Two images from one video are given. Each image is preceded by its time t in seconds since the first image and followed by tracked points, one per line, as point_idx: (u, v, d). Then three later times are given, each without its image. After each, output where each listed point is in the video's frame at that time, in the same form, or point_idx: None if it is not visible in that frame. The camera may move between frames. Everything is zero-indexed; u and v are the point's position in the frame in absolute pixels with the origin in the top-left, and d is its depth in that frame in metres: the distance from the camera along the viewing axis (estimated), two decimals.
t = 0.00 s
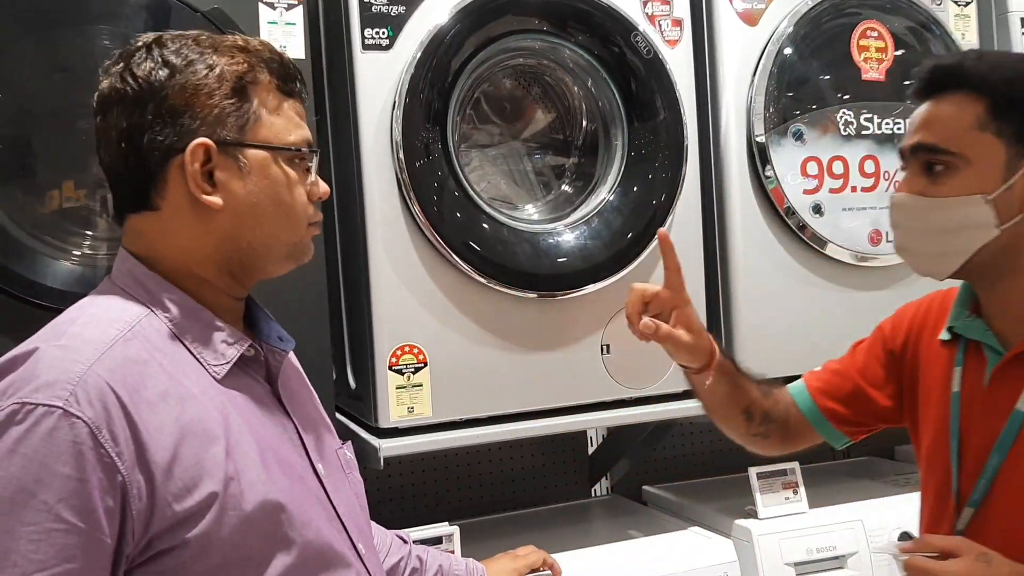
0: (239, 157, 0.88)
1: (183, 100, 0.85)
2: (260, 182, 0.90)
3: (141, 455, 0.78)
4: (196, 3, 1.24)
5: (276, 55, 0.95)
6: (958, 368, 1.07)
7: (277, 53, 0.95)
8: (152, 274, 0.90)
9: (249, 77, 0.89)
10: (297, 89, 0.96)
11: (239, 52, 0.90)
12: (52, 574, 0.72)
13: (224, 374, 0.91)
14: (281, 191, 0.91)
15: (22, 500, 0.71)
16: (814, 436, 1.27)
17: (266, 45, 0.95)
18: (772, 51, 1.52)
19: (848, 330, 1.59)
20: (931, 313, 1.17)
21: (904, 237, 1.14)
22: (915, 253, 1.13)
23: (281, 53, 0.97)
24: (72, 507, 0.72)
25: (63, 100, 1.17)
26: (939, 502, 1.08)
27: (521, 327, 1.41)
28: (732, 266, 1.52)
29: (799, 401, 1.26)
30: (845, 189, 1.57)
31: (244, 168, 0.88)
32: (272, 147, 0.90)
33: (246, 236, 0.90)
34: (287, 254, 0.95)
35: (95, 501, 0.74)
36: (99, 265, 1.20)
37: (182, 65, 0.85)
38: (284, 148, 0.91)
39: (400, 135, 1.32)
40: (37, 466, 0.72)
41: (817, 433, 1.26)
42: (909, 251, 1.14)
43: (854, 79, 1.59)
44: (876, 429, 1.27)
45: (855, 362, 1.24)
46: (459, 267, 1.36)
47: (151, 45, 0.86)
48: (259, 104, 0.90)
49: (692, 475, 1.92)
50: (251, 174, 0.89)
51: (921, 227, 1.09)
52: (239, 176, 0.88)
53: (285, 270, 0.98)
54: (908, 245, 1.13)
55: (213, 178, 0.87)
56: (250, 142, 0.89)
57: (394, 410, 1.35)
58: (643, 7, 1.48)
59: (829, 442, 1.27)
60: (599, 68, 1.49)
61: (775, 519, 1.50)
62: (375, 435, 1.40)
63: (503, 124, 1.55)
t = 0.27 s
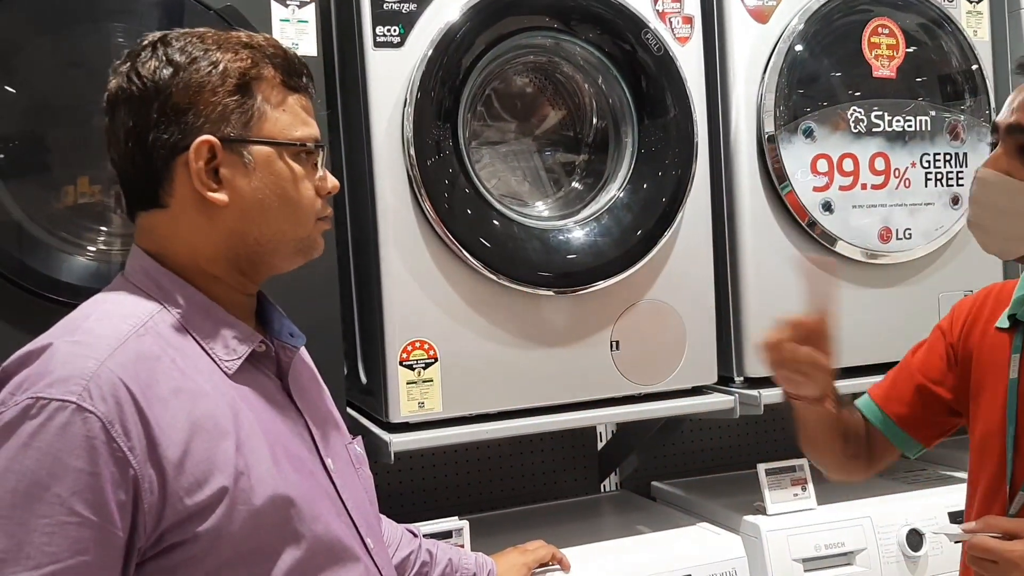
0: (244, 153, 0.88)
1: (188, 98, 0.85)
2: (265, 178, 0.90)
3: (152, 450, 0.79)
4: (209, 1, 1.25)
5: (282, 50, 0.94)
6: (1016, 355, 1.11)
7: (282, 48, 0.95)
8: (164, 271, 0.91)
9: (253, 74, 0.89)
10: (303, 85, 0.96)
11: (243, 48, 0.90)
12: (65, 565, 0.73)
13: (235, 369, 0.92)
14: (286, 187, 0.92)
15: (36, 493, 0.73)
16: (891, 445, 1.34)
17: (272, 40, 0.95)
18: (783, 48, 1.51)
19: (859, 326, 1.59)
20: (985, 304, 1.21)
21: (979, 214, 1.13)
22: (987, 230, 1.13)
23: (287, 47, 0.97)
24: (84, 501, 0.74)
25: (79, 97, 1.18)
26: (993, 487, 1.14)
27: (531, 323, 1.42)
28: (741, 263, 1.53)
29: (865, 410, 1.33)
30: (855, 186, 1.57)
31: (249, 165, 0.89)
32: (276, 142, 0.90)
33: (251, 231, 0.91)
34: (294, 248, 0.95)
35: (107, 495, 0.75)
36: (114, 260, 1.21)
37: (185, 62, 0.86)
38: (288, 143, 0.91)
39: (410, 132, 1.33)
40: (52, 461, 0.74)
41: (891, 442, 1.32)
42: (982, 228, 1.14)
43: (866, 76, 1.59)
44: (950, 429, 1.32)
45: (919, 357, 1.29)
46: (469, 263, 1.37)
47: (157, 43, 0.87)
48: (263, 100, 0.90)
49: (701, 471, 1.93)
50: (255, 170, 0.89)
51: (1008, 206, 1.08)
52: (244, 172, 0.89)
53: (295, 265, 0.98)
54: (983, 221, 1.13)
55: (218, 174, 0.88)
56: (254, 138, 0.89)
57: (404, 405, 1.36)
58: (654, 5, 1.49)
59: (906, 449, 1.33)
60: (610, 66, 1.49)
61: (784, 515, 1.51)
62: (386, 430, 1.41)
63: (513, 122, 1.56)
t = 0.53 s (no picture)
0: (248, 154, 0.89)
1: (193, 98, 0.86)
2: (269, 180, 0.90)
3: (157, 449, 0.79)
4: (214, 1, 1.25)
5: (288, 51, 0.95)
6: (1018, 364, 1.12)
7: (288, 49, 0.95)
8: (169, 271, 0.91)
9: (259, 75, 0.89)
10: (309, 86, 0.96)
11: (248, 48, 0.91)
12: (70, 564, 0.73)
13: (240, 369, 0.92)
14: (290, 189, 0.92)
15: (42, 493, 0.73)
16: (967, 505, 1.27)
17: (278, 41, 0.96)
18: (787, 49, 1.51)
19: (862, 327, 1.59)
20: (981, 321, 1.30)
21: (961, 237, 1.21)
22: (971, 249, 1.20)
23: (293, 48, 0.97)
24: (90, 500, 0.74)
25: (85, 97, 1.18)
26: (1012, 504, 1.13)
27: (535, 323, 1.42)
28: (745, 264, 1.53)
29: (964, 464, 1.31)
30: (859, 187, 1.57)
31: (254, 166, 0.89)
32: (280, 143, 0.90)
33: (255, 231, 0.91)
34: (298, 249, 0.95)
35: (112, 494, 0.75)
36: (119, 259, 1.22)
37: (191, 62, 0.86)
38: (292, 144, 0.92)
39: (414, 132, 1.33)
40: (57, 460, 0.74)
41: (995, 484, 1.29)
42: (966, 249, 1.21)
43: (870, 76, 1.59)
44: None
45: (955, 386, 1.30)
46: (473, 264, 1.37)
47: (163, 43, 0.88)
48: (268, 101, 0.90)
49: (703, 471, 1.93)
50: (259, 171, 0.89)
51: (983, 225, 1.16)
52: (248, 173, 0.89)
53: (299, 266, 0.99)
54: (965, 243, 1.20)
55: (222, 175, 0.88)
56: (259, 139, 0.89)
57: (408, 404, 1.36)
58: (658, 5, 1.49)
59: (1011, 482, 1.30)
60: (614, 67, 1.49)
61: (786, 515, 1.51)
62: (389, 429, 1.41)
63: (517, 122, 1.56)
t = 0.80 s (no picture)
0: (249, 157, 0.89)
1: (196, 100, 0.86)
2: (270, 183, 0.90)
3: (160, 450, 0.79)
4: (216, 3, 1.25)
5: (292, 54, 0.95)
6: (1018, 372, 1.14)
7: (291, 52, 0.95)
8: (171, 272, 0.91)
9: (262, 78, 0.90)
10: (313, 91, 0.96)
11: (252, 51, 0.91)
12: (74, 566, 0.74)
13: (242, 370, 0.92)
14: (291, 193, 0.92)
15: (45, 495, 0.73)
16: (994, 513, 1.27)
17: (283, 44, 0.96)
18: (790, 49, 1.51)
19: (866, 327, 1.58)
20: (983, 328, 1.31)
21: (958, 243, 1.24)
22: (969, 255, 1.24)
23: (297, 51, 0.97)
24: (93, 502, 0.74)
25: (88, 97, 1.19)
26: None
27: (537, 324, 1.42)
28: (747, 264, 1.53)
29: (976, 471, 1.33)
30: (862, 188, 1.57)
31: (254, 169, 0.89)
32: (281, 147, 0.91)
33: (254, 234, 0.91)
34: (297, 253, 0.95)
35: (115, 496, 0.75)
36: (122, 261, 1.22)
37: (195, 63, 0.86)
38: (294, 147, 0.92)
39: (417, 133, 1.33)
40: (61, 462, 0.74)
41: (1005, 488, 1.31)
42: (964, 255, 1.25)
43: (873, 76, 1.58)
44: None
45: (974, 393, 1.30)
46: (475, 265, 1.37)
47: (168, 43, 0.88)
48: (271, 104, 0.90)
49: (706, 472, 1.93)
50: (260, 174, 0.90)
51: (976, 227, 1.20)
52: (248, 176, 0.89)
53: (298, 270, 0.99)
54: (963, 249, 1.24)
55: (223, 176, 0.88)
56: (261, 142, 0.89)
57: (410, 405, 1.36)
58: (660, 6, 1.48)
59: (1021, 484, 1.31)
60: (617, 67, 1.49)
61: (790, 516, 1.51)
62: (392, 430, 1.41)
63: (519, 122, 1.56)
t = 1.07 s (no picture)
0: (244, 157, 0.88)
1: (188, 102, 0.85)
2: (266, 182, 0.90)
3: (167, 453, 0.79)
4: (220, 5, 1.25)
5: (281, 51, 0.94)
6: None
7: (280, 48, 0.94)
8: (176, 275, 0.91)
9: (253, 76, 0.89)
10: (305, 87, 0.95)
11: (242, 51, 0.90)
12: (83, 569, 0.73)
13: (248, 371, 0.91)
14: (288, 191, 0.91)
15: (53, 498, 0.73)
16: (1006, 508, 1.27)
17: (272, 42, 0.95)
18: (796, 48, 1.50)
19: (873, 328, 1.57)
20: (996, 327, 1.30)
21: (977, 250, 1.23)
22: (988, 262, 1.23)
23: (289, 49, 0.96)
24: (101, 505, 0.74)
25: (91, 100, 1.18)
26: None
27: (542, 326, 1.42)
28: (754, 265, 1.52)
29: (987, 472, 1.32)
30: (869, 187, 1.55)
31: (250, 169, 0.88)
32: (276, 144, 0.90)
33: (252, 235, 0.91)
34: (296, 252, 0.95)
35: (123, 499, 0.75)
36: (126, 264, 1.22)
37: (184, 66, 0.86)
38: (289, 145, 0.91)
39: (421, 134, 1.32)
40: (68, 465, 0.73)
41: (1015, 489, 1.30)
42: (983, 261, 1.23)
43: (880, 75, 1.57)
44: None
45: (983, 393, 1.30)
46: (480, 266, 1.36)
47: (157, 47, 0.88)
48: (263, 102, 0.90)
49: (713, 473, 1.92)
50: (256, 174, 0.89)
51: (994, 237, 1.18)
52: (245, 176, 0.88)
53: (300, 270, 0.98)
54: (981, 256, 1.23)
55: (219, 178, 0.88)
56: (256, 141, 0.89)
57: (415, 408, 1.36)
58: (666, 5, 1.47)
59: None
60: (621, 67, 1.48)
61: (797, 518, 1.50)
62: (397, 432, 1.41)
63: (524, 123, 1.55)
